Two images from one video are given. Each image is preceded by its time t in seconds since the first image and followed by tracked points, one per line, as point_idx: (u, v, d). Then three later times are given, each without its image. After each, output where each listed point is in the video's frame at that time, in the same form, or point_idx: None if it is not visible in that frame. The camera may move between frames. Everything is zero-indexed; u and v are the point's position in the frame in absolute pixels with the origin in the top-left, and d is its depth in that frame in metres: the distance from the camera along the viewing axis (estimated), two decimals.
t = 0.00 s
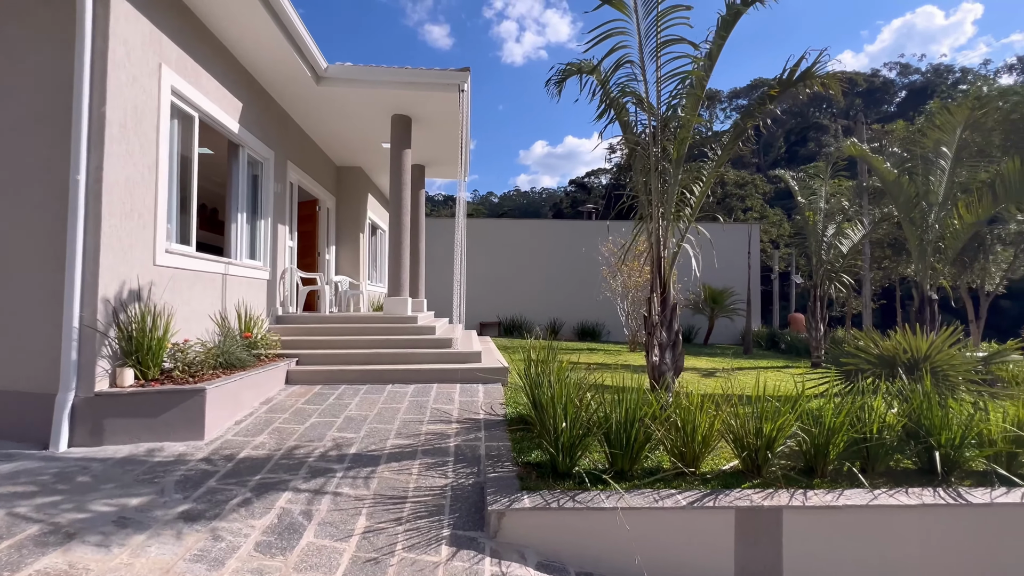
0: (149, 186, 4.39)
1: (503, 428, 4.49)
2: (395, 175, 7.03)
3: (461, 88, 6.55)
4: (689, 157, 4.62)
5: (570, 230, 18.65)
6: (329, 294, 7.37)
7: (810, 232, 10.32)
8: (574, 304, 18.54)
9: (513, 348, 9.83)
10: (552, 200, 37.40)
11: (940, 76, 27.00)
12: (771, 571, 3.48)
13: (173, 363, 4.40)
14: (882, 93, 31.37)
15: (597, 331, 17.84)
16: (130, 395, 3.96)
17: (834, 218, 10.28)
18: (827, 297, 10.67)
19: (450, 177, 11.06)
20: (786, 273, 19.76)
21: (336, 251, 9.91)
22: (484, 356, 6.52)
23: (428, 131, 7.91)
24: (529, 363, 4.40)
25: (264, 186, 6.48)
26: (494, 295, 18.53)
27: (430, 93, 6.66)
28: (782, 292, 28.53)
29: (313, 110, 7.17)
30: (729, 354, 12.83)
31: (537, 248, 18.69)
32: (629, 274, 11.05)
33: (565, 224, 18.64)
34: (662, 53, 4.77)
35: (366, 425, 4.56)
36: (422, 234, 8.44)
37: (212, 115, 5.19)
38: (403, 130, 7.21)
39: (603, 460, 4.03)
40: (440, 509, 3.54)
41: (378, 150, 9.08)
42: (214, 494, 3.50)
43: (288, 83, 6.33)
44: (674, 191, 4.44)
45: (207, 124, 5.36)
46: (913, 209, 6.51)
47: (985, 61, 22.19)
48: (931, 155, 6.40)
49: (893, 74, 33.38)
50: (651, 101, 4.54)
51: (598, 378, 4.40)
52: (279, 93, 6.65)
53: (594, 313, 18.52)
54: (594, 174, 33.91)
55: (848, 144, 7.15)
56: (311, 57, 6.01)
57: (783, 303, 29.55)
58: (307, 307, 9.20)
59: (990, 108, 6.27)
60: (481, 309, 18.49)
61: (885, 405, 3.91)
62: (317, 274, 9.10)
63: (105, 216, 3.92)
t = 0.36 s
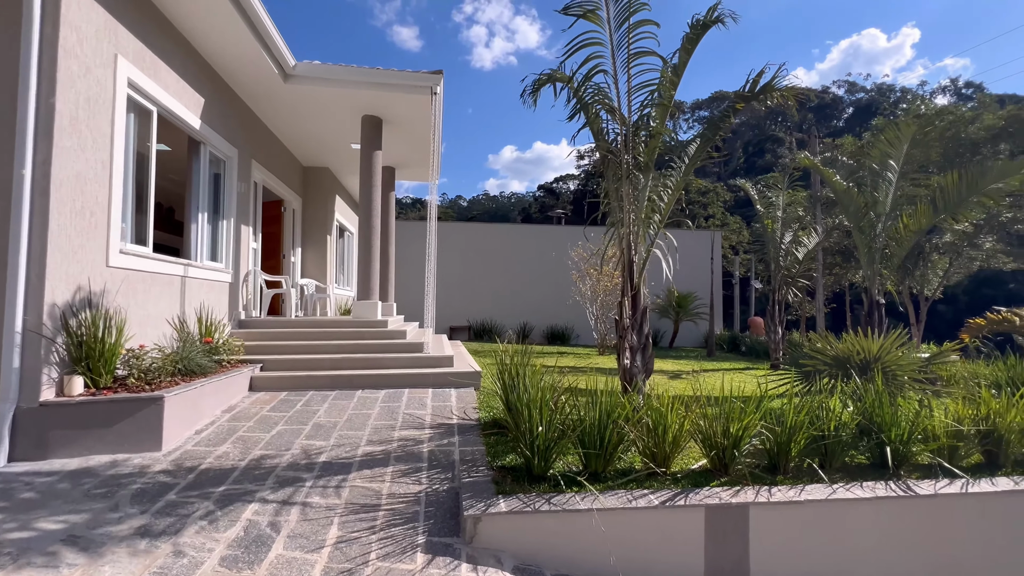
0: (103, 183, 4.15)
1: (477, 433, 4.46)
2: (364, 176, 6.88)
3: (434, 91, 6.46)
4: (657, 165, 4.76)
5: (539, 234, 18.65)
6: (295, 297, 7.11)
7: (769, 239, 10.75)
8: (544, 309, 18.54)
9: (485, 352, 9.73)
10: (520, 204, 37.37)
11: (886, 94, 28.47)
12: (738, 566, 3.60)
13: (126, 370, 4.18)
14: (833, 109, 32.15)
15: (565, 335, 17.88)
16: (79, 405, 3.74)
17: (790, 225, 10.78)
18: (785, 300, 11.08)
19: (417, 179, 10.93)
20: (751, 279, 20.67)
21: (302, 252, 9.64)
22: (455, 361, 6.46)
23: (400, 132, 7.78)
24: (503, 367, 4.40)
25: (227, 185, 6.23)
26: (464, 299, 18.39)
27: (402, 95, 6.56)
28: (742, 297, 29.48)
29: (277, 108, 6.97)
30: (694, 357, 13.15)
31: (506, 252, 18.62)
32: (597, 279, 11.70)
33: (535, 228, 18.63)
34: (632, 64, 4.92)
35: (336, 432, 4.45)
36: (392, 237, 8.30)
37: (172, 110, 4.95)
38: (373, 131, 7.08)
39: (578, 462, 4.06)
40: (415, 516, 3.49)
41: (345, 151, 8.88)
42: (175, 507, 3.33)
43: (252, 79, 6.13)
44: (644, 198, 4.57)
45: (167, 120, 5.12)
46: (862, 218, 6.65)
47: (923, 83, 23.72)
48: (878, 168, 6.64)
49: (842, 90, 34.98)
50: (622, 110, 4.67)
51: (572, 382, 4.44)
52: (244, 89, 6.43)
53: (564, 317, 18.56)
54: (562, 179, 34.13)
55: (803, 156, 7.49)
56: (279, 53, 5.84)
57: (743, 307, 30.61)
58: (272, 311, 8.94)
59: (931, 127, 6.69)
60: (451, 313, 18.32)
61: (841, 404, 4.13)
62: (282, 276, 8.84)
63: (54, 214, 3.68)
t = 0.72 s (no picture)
0: (55, 179, 3.92)
1: (453, 437, 4.43)
2: (336, 177, 6.74)
3: (409, 92, 6.37)
4: (629, 172, 4.88)
5: (511, 238, 18.67)
6: (262, 299, 6.89)
7: (733, 245, 11.10)
8: (515, 312, 18.55)
9: (458, 356, 9.62)
10: (491, 207, 37.27)
11: (839, 108, 29.74)
12: (710, 562, 3.70)
13: (80, 377, 3.98)
14: (791, 122, 32.84)
15: (537, 338, 17.91)
16: (29, 414, 3.54)
17: (754, 232, 11.16)
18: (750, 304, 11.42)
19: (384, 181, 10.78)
20: (717, 284, 21.19)
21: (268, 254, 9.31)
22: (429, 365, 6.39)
23: (372, 133, 7.64)
24: (479, 371, 4.40)
25: (190, 183, 6.00)
26: (435, 302, 18.21)
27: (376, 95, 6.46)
28: (707, 301, 30.22)
29: (241, 106, 6.77)
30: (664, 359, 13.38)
31: (477, 255, 18.54)
32: (569, 283, 11.95)
33: (508, 232, 18.64)
34: (607, 73, 5.04)
35: (307, 439, 4.34)
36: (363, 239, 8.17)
37: (131, 104, 4.71)
38: (346, 132, 6.92)
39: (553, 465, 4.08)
40: (391, 522, 3.43)
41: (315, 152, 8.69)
42: (135, 519, 3.17)
43: (217, 74, 5.93)
44: (617, 204, 4.68)
45: (125, 114, 4.88)
46: (820, 225, 6.83)
47: (873, 99, 24.99)
48: (835, 179, 7.00)
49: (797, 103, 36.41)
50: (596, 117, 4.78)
51: (547, 384, 4.48)
52: (209, 86, 6.22)
53: (536, 321, 18.61)
54: (533, 184, 34.25)
55: (765, 166, 7.79)
56: (248, 49, 5.66)
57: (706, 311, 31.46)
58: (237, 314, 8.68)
59: (882, 141, 7.07)
60: (422, 316, 18.10)
61: (803, 404, 4.32)
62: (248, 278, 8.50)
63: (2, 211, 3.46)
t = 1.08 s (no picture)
0: (8, 175, 3.71)
1: (430, 441, 4.39)
2: (309, 178, 6.60)
3: (385, 93, 6.29)
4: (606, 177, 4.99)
5: (487, 241, 18.60)
6: (231, 301, 6.68)
7: (703, 249, 11.38)
8: (490, 314, 18.47)
9: (434, 359, 9.50)
10: (464, 210, 37.16)
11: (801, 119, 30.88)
12: (684, 559, 3.78)
13: (34, 384, 3.76)
14: (757, 131, 33.90)
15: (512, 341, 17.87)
16: None
17: (723, 237, 11.48)
18: (719, 307, 11.74)
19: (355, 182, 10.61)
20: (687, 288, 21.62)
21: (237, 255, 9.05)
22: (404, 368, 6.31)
23: (347, 133, 7.52)
24: (456, 375, 4.39)
25: (154, 181, 5.77)
26: (409, 305, 17.98)
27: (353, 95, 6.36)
28: (678, 305, 30.80)
29: (208, 102, 6.56)
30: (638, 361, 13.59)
31: (452, 258, 18.40)
32: (545, 286, 12.07)
33: (483, 235, 18.55)
34: (586, 80, 5.13)
35: (280, 446, 4.22)
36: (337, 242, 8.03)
37: (91, 97, 4.50)
38: (320, 132, 6.79)
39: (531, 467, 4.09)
40: (368, 529, 3.37)
41: (285, 151, 8.49)
42: (97, 532, 3.02)
43: (184, 69, 5.73)
44: (594, 209, 4.77)
45: (84, 107, 4.66)
46: (786, 231, 7.12)
47: (832, 111, 26.06)
48: (797, 188, 7.26)
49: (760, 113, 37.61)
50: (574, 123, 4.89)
51: (524, 387, 4.49)
52: (176, 81, 6.02)
53: (511, 323, 18.58)
54: (507, 187, 34.27)
55: (733, 174, 8.03)
56: (218, 44, 5.49)
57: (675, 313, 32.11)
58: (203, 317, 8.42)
59: (841, 152, 7.38)
60: (395, 319, 17.82)
61: (771, 404, 4.48)
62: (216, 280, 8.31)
63: None
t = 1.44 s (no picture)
0: None
1: (407, 446, 4.34)
2: (281, 178, 6.45)
3: (362, 94, 6.20)
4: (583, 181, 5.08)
5: (463, 244, 18.51)
6: (197, 303, 6.46)
7: (676, 254, 11.64)
8: (466, 318, 18.37)
9: (409, 363, 9.38)
10: (440, 212, 36.84)
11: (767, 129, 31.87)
12: (659, 558, 3.84)
13: None
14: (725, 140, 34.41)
15: (488, 344, 17.80)
16: None
17: (694, 242, 11.73)
18: (691, 311, 11.98)
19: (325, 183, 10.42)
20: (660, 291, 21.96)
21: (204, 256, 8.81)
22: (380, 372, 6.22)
23: (321, 133, 7.39)
24: (433, 379, 4.35)
25: (117, 178, 5.55)
26: (384, 309, 17.73)
27: (329, 95, 6.27)
28: (650, 308, 31.32)
29: (174, 98, 6.36)
30: (612, 364, 13.75)
31: (427, 261, 18.24)
32: (521, 289, 12.14)
33: (460, 237, 18.46)
34: (564, 86, 5.20)
35: (251, 453, 4.10)
36: (309, 243, 7.88)
37: (48, 89, 4.29)
38: (294, 130, 6.65)
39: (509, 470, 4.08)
40: (344, 536, 3.29)
41: (256, 150, 8.29)
42: (55, 547, 2.87)
43: (150, 64, 5.54)
44: (571, 214, 4.85)
45: (41, 100, 4.45)
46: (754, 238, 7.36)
47: (795, 122, 26.97)
48: (764, 195, 7.48)
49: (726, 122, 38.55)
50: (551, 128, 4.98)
51: (501, 390, 4.49)
52: (142, 76, 5.81)
53: (487, 327, 18.51)
54: (483, 191, 34.21)
55: (704, 181, 8.22)
56: (187, 38, 5.33)
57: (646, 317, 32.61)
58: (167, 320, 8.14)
59: (805, 162, 7.66)
60: (370, 322, 17.54)
61: (741, 404, 4.61)
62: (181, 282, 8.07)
63: None
